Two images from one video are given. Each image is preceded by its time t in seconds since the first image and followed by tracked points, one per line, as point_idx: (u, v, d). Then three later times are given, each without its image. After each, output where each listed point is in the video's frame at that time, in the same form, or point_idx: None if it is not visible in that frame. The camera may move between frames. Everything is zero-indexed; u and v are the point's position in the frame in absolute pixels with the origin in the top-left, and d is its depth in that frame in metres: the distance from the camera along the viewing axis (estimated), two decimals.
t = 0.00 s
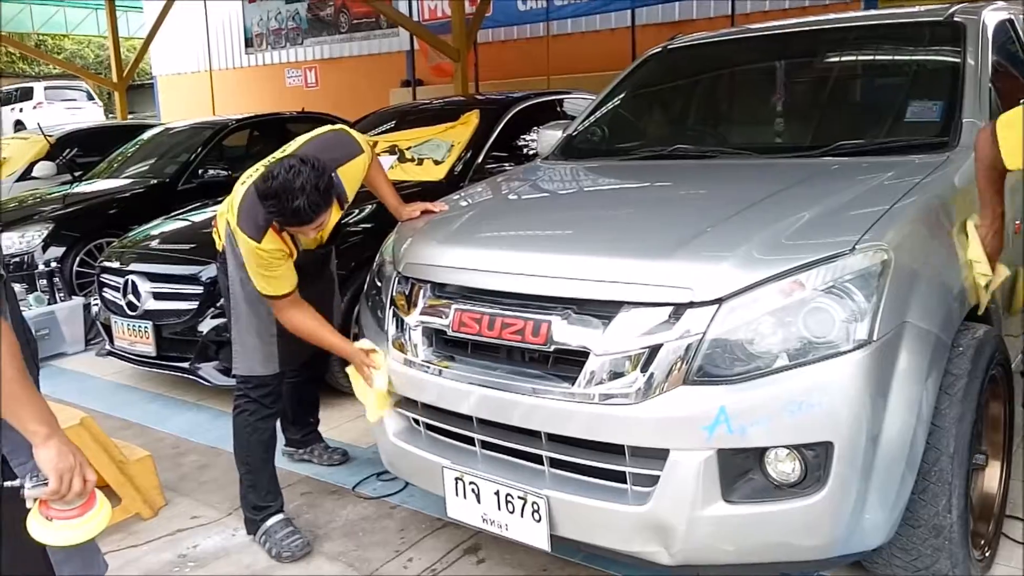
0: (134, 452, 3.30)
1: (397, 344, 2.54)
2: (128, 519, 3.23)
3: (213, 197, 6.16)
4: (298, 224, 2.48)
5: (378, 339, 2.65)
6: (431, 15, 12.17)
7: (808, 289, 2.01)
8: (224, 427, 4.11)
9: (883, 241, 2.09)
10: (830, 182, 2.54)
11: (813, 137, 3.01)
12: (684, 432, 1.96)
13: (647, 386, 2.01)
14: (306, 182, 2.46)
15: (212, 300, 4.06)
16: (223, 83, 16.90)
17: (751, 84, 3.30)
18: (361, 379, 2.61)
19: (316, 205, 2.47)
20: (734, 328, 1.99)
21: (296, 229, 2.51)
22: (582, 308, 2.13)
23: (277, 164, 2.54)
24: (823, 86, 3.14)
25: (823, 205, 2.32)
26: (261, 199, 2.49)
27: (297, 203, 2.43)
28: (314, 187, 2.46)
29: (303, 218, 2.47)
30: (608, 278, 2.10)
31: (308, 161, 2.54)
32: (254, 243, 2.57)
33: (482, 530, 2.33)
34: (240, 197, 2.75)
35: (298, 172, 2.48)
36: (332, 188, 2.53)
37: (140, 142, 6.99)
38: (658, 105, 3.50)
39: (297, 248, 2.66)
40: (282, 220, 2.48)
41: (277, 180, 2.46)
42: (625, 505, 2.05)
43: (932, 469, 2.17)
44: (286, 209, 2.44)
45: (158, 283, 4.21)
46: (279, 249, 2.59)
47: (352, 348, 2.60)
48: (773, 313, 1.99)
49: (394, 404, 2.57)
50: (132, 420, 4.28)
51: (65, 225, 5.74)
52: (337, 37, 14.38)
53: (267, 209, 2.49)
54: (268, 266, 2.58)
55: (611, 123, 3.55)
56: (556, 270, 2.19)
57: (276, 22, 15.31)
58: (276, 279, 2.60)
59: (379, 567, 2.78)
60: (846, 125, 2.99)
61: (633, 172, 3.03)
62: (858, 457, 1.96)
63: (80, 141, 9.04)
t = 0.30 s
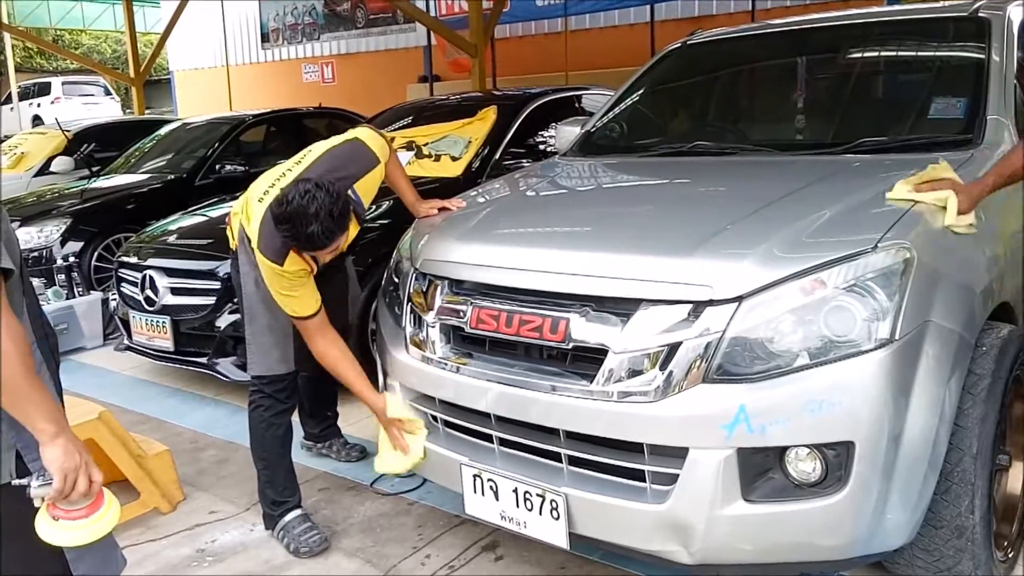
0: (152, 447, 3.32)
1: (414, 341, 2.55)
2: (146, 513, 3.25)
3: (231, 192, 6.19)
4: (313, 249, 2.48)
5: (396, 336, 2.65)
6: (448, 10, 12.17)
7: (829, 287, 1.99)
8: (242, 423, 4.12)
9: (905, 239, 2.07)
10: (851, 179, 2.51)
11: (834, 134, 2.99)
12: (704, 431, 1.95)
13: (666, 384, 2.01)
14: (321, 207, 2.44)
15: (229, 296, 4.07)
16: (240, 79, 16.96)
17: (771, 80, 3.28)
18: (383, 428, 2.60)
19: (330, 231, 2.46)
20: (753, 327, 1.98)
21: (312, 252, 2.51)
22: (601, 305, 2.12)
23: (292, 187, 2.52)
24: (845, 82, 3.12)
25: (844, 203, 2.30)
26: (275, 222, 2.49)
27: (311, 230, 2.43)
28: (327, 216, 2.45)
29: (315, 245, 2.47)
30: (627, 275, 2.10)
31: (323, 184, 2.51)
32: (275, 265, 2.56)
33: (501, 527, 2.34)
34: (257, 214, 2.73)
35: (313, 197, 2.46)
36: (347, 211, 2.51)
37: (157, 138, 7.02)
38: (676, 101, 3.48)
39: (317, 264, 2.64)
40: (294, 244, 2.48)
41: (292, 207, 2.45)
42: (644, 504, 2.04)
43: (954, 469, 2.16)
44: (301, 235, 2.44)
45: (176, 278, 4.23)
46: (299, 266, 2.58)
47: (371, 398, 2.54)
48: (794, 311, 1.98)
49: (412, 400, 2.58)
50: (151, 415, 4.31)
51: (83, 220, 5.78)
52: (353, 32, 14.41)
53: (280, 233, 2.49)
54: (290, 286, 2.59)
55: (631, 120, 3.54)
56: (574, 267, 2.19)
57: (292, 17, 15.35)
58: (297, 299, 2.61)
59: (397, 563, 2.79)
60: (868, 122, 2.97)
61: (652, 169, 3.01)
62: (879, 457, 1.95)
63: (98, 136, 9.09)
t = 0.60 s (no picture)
0: (163, 438, 3.33)
1: (424, 335, 2.55)
2: (156, 504, 3.26)
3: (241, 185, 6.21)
4: (325, 250, 2.48)
5: (406, 330, 2.65)
6: (458, 5, 12.17)
7: (840, 285, 1.98)
8: (251, 415, 4.14)
9: (918, 237, 2.06)
10: (864, 176, 2.51)
11: (847, 132, 2.98)
12: (713, 427, 1.95)
13: (675, 380, 2.01)
14: (335, 208, 2.45)
15: (239, 288, 4.09)
16: (250, 73, 16.99)
17: (784, 77, 3.27)
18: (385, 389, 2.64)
19: (344, 232, 2.47)
20: (764, 323, 1.98)
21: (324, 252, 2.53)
22: (611, 300, 2.12)
23: (307, 185, 2.52)
24: (857, 80, 3.10)
25: (857, 200, 2.29)
26: (289, 221, 2.49)
27: (325, 231, 2.44)
28: (342, 216, 2.46)
29: (329, 246, 2.48)
30: (637, 271, 2.09)
31: (338, 183, 2.52)
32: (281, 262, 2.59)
33: (509, 521, 2.34)
34: (265, 210, 2.73)
35: (328, 197, 2.47)
36: (361, 213, 2.53)
37: (168, 131, 7.04)
38: (686, 97, 3.48)
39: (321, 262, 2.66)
40: (308, 243, 2.48)
41: (306, 205, 2.45)
42: (654, 500, 2.04)
43: (965, 468, 2.15)
44: (314, 235, 2.45)
45: (186, 270, 4.24)
46: (306, 264, 2.61)
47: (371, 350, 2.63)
48: (805, 309, 1.98)
49: (421, 393, 2.58)
50: (160, 406, 4.33)
51: (94, 212, 5.80)
52: (363, 27, 14.42)
53: (294, 232, 2.49)
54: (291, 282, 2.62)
55: (642, 115, 3.53)
56: (585, 262, 2.18)
57: (303, 11, 15.37)
58: (300, 292, 2.65)
59: (406, 556, 2.80)
60: (881, 120, 2.96)
61: (663, 165, 3.01)
62: (889, 456, 1.94)
63: (109, 129, 9.12)
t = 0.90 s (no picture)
0: (166, 429, 3.34)
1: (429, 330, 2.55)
2: (159, 494, 3.27)
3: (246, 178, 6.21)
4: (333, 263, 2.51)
5: (410, 324, 2.66)
6: None
7: (847, 283, 1.98)
8: (255, 408, 4.15)
9: (925, 236, 2.06)
10: (871, 175, 2.50)
11: (853, 130, 2.98)
12: (718, 423, 1.95)
13: (681, 376, 2.01)
14: (340, 223, 2.45)
15: (244, 281, 4.09)
16: (257, 65, 16.99)
17: (791, 75, 3.26)
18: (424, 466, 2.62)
19: (349, 245, 2.48)
20: (770, 321, 1.98)
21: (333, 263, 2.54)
22: (617, 296, 2.12)
23: (310, 198, 2.51)
24: (866, 78, 3.10)
25: (864, 199, 2.29)
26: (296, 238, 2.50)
27: (330, 246, 2.45)
28: (346, 230, 2.46)
29: (337, 259, 2.49)
30: (643, 267, 2.09)
31: (341, 195, 2.51)
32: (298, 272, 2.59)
33: (512, 515, 2.34)
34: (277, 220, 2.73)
35: (331, 212, 2.46)
36: (366, 223, 2.53)
37: (173, 123, 7.04)
38: (690, 95, 3.49)
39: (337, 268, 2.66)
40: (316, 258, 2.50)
41: (310, 222, 2.45)
42: (656, 495, 2.05)
43: (967, 468, 2.15)
44: (321, 250, 2.46)
45: (192, 262, 4.25)
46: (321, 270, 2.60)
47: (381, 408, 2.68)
48: (810, 307, 1.98)
49: (425, 387, 2.58)
50: (164, 398, 4.34)
51: (100, 203, 5.81)
52: (370, 21, 14.42)
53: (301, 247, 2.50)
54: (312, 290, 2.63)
55: (648, 112, 3.53)
56: (590, 258, 2.19)
57: (310, 4, 15.37)
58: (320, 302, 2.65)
59: (407, 549, 2.80)
60: (888, 119, 2.96)
61: (669, 161, 3.00)
62: (892, 454, 1.94)
63: (115, 120, 9.13)
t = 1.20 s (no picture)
0: (166, 422, 3.35)
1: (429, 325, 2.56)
2: (158, 486, 3.28)
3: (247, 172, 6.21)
4: (332, 250, 2.56)
5: (411, 318, 2.66)
6: None
7: (847, 282, 1.99)
8: (254, 401, 4.16)
9: (925, 235, 2.06)
10: (871, 174, 2.51)
11: (854, 130, 2.98)
12: (717, 420, 1.96)
13: (680, 373, 2.01)
14: (344, 212, 2.50)
15: (244, 275, 4.10)
16: (258, 59, 16.98)
17: (793, 74, 3.27)
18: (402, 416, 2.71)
19: (350, 234, 2.53)
20: (769, 319, 1.98)
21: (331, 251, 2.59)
22: (617, 293, 2.13)
23: (315, 183, 2.55)
24: (868, 78, 3.10)
25: (864, 197, 2.29)
26: (297, 220, 2.53)
27: (332, 233, 2.50)
28: (349, 219, 2.51)
29: (335, 246, 2.54)
30: (644, 264, 2.10)
31: (345, 183, 2.55)
32: (292, 256, 2.62)
33: (510, 510, 2.35)
34: (275, 201, 2.74)
35: (335, 200, 2.50)
36: (368, 214, 2.57)
37: (174, 116, 7.04)
38: (692, 93, 3.49)
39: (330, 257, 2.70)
40: (314, 242, 2.54)
41: (314, 208, 2.49)
42: (654, 491, 2.05)
43: (965, 467, 2.16)
44: (322, 237, 2.51)
45: (192, 255, 4.25)
46: (316, 257, 2.63)
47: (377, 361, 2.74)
48: (811, 305, 1.98)
49: (425, 382, 2.59)
50: (164, 390, 4.35)
51: (101, 195, 5.81)
52: (371, 16, 14.40)
53: (301, 230, 2.54)
54: (303, 273, 2.66)
55: (650, 109, 3.53)
56: (591, 254, 2.19)
57: None
58: (311, 283, 2.68)
59: (406, 544, 2.81)
60: (890, 120, 2.96)
61: (671, 159, 3.01)
62: (890, 453, 1.95)
63: (116, 113, 9.11)
